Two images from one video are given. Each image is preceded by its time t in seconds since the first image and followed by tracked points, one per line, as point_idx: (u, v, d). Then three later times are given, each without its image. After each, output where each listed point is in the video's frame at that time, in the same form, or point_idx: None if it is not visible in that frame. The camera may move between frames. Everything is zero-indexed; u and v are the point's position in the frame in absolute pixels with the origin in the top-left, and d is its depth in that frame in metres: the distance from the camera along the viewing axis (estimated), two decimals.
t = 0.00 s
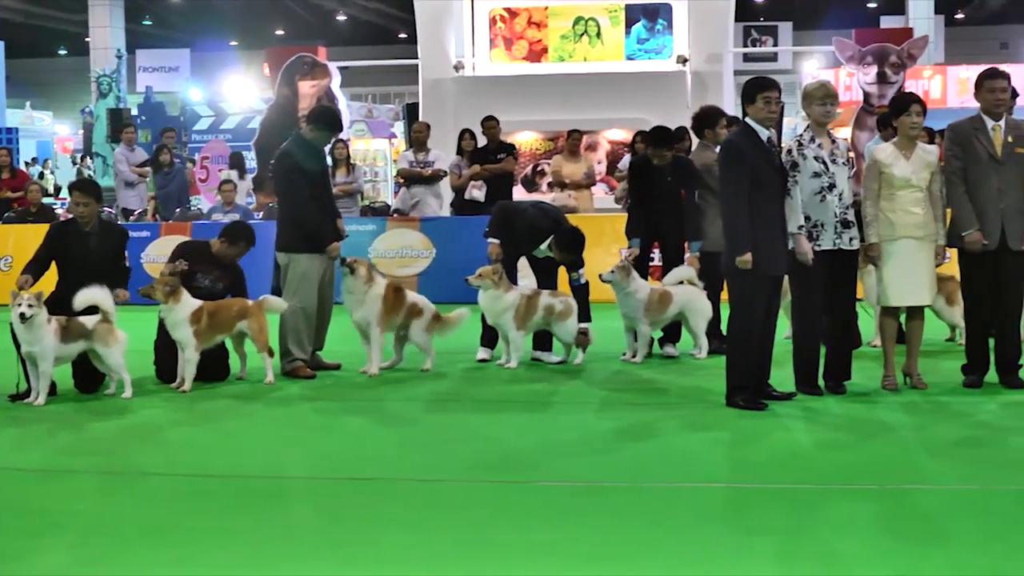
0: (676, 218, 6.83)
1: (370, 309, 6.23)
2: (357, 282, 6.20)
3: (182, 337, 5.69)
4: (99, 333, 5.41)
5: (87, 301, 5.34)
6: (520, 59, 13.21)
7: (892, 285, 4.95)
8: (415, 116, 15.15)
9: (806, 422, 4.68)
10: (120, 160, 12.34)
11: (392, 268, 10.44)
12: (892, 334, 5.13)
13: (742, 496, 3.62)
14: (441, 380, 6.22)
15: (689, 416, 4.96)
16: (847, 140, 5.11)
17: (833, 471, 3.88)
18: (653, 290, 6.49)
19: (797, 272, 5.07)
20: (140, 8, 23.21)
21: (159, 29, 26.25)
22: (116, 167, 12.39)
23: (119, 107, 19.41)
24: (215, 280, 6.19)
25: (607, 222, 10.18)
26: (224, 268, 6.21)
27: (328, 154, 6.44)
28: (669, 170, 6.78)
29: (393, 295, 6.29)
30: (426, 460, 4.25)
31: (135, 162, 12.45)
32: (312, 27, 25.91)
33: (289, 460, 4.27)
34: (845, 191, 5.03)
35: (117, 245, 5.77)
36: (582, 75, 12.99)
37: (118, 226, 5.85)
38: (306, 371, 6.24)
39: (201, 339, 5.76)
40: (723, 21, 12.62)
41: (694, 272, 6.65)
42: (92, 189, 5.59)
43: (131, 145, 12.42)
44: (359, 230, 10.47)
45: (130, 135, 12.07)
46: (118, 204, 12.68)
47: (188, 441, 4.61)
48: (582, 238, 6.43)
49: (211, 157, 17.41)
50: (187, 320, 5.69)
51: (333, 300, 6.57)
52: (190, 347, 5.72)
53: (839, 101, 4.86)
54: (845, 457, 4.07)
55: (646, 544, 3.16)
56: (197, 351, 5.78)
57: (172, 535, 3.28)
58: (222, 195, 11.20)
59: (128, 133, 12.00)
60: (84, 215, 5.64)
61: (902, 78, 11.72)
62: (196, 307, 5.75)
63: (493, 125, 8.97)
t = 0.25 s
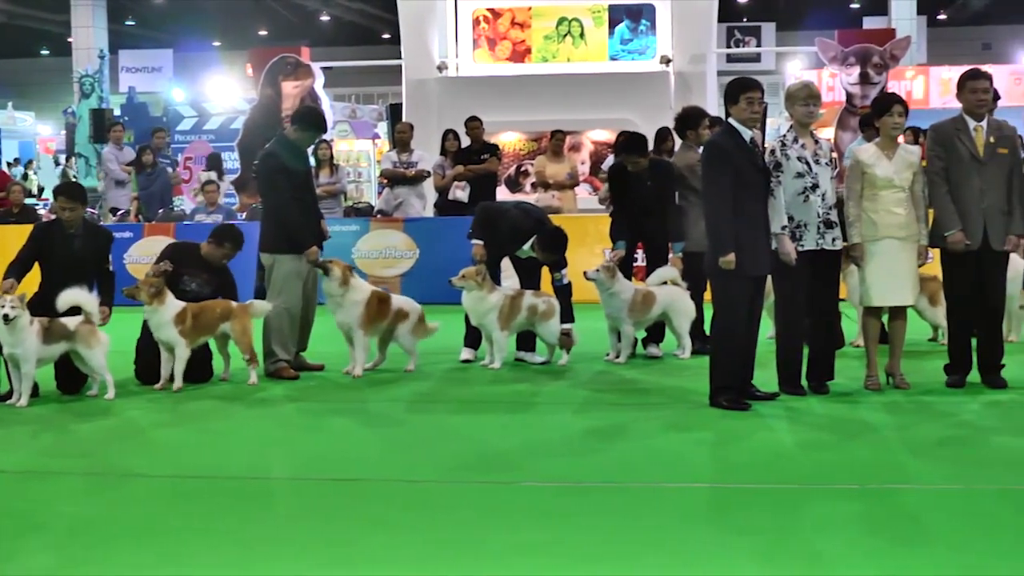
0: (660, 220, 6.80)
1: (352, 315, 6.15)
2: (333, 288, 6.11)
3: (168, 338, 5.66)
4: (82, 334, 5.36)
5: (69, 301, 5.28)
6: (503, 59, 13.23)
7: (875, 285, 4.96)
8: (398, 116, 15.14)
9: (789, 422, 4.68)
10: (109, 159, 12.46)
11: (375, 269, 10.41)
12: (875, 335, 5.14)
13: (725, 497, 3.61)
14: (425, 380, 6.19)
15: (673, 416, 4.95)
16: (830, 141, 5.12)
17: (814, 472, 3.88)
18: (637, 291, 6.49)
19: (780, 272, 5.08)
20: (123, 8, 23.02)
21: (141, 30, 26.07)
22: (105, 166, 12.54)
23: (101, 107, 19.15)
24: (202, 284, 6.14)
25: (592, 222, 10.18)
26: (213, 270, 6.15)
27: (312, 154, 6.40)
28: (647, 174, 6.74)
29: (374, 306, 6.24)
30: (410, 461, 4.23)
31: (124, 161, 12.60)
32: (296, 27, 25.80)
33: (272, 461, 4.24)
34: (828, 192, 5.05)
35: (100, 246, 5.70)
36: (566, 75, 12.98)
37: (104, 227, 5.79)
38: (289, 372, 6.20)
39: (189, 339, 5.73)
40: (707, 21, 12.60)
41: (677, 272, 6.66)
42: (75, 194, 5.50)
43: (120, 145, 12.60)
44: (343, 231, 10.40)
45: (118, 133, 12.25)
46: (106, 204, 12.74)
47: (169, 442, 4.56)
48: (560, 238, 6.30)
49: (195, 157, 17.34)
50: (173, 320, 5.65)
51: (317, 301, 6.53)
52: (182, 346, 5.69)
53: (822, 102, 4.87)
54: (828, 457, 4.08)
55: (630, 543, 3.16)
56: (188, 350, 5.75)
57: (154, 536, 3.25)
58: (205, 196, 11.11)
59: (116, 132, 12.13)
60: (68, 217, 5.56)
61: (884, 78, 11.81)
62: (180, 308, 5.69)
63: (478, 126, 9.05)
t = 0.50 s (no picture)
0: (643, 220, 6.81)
1: (332, 315, 6.11)
2: (310, 290, 6.09)
3: (155, 339, 5.59)
4: (65, 335, 5.29)
5: (50, 303, 5.22)
6: (486, 59, 13.24)
7: (858, 285, 4.97)
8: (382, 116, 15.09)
9: (773, 422, 4.69)
10: (97, 160, 12.44)
11: (358, 269, 10.36)
12: (857, 334, 5.16)
13: (710, 497, 3.60)
14: (409, 381, 6.16)
15: (658, 416, 4.95)
16: (812, 141, 5.14)
17: (798, 471, 3.88)
18: (620, 291, 6.49)
19: (762, 273, 5.09)
20: (104, 8, 22.82)
21: (123, 30, 25.85)
22: (93, 166, 12.53)
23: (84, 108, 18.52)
24: (182, 283, 6.10)
25: (575, 223, 10.17)
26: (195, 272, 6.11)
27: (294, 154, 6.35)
28: (626, 178, 6.70)
29: (355, 306, 6.19)
30: (394, 461, 4.20)
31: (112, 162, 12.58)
32: (279, 28, 25.66)
33: (255, 462, 4.21)
34: (810, 192, 5.07)
35: (82, 246, 5.63)
36: (549, 76, 12.99)
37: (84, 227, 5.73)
38: (272, 372, 6.15)
39: (175, 340, 5.68)
40: (690, 21, 12.63)
41: (660, 273, 6.66)
42: (61, 186, 5.45)
43: (107, 146, 12.58)
44: (326, 232, 10.37)
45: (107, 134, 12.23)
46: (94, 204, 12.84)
47: (151, 443, 4.52)
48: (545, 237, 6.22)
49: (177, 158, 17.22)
50: (160, 323, 5.59)
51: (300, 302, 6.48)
52: (167, 347, 5.62)
53: (804, 102, 4.89)
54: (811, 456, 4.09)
55: (615, 543, 3.15)
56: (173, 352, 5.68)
57: (135, 539, 3.21)
58: (187, 196, 11.06)
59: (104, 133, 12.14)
60: (50, 215, 5.51)
61: (867, 79, 11.89)
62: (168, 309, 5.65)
63: (460, 127, 9.04)
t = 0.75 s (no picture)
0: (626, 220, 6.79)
1: (311, 315, 6.05)
2: (293, 291, 6.03)
3: (139, 340, 5.54)
4: (46, 336, 5.23)
5: (31, 303, 5.15)
6: (470, 60, 13.23)
7: (841, 286, 4.99)
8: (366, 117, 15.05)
9: (757, 422, 4.69)
10: (85, 160, 12.31)
11: (342, 270, 10.31)
12: (841, 335, 5.17)
13: (694, 496, 3.60)
14: (393, 381, 6.13)
15: (642, 417, 4.95)
16: (796, 141, 5.15)
17: (782, 471, 3.89)
18: (603, 291, 6.49)
19: (746, 274, 5.09)
20: (86, 8, 22.64)
21: (106, 31, 25.66)
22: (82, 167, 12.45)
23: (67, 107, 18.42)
24: (159, 285, 6.02)
25: (558, 223, 10.17)
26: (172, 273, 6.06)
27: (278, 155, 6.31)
28: (606, 179, 6.70)
29: (335, 307, 6.15)
30: (377, 462, 4.17)
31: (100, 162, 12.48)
32: (263, 28, 25.51)
33: (238, 462, 4.17)
34: (793, 192, 5.08)
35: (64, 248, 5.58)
36: (533, 76, 12.98)
37: (66, 228, 5.67)
38: (256, 373, 6.10)
39: (160, 342, 5.62)
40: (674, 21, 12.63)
41: (644, 273, 6.66)
42: (44, 184, 5.38)
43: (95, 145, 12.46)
44: (310, 232, 10.34)
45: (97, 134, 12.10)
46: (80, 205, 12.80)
47: (133, 445, 4.47)
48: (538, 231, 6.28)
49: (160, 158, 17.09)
50: (145, 324, 5.54)
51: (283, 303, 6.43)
52: (151, 350, 5.57)
53: (788, 103, 4.90)
54: (795, 456, 4.09)
55: (599, 543, 3.14)
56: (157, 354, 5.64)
57: (114, 540, 3.17)
58: (171, 197, 11.00)
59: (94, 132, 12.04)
60: (32, 216, 5.45)
61: (850, 79, 11.94)
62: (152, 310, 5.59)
63: (444, 127, 9.00)
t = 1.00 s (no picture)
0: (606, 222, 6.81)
1: (290, 317, 6.01)
2: (272, 291, 5.99)
3: (120, 343, 5.47)
4: (25, 338, 5.16)
5: (9, 305, 5.07)
6: (451, 61, 13.23)
7: (822, 287, 5.01)
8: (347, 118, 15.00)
9: (738, 423, 4.70)
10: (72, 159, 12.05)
11: (323, 270, 10.25)
12: (820, 335, 5.20)
13: (675, 496, 3.60)
14: (374, 382, 6.10)
15: (623, 417, 4.95)
16: (776, 142, 5.17)
17: (763, 471, 3.89)
18: (585, 293, 6.49)
19: (726, 274, 5.10)
20: (64, 8, 22.41)
21: (85, 32, 25.41)
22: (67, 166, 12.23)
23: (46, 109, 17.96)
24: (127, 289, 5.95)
25: (540, 224, 10.17)
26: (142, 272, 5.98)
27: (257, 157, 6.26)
28: (579, 186, 6.68)
29: (316, 309, 6.12)
30: (357, 463, 4.15)
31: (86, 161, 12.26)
32: (244, 29, 25.34)
33: (216, 464, 4.13)
34: (774, 193, 5.10)
35: (42, 250, 5.52)
36: (513, 77, 12.96)
37: (43, 229, 5.60)
38: (236, 375, 6.05)
39: (141, 344, 5.56)
40: (654, 22, 12.65)
41: (625, 274, 6.66)
42: (23, 185, 5.32)
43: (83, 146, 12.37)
44: (290, 233, 10.27)
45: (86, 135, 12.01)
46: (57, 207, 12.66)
47: (110, 447, 4.42)
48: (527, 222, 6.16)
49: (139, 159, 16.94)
50: (125, 326, 5.48)
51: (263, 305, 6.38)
52: (132, 351, 5.51)
53: (768, 104, 4.91)
54: (774, 456, 4.11)
55: (579, 542, 3.13)
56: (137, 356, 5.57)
57: (89, 544, 3.14)
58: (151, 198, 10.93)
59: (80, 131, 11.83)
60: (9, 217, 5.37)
61: (830, 80, 12.02)
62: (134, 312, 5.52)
63: (425, 128, 8.96)
